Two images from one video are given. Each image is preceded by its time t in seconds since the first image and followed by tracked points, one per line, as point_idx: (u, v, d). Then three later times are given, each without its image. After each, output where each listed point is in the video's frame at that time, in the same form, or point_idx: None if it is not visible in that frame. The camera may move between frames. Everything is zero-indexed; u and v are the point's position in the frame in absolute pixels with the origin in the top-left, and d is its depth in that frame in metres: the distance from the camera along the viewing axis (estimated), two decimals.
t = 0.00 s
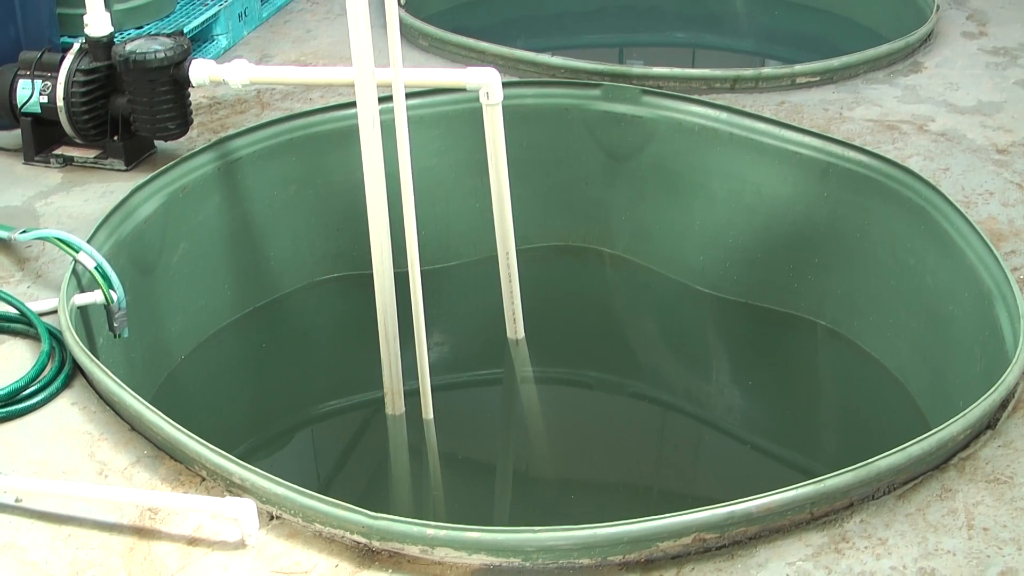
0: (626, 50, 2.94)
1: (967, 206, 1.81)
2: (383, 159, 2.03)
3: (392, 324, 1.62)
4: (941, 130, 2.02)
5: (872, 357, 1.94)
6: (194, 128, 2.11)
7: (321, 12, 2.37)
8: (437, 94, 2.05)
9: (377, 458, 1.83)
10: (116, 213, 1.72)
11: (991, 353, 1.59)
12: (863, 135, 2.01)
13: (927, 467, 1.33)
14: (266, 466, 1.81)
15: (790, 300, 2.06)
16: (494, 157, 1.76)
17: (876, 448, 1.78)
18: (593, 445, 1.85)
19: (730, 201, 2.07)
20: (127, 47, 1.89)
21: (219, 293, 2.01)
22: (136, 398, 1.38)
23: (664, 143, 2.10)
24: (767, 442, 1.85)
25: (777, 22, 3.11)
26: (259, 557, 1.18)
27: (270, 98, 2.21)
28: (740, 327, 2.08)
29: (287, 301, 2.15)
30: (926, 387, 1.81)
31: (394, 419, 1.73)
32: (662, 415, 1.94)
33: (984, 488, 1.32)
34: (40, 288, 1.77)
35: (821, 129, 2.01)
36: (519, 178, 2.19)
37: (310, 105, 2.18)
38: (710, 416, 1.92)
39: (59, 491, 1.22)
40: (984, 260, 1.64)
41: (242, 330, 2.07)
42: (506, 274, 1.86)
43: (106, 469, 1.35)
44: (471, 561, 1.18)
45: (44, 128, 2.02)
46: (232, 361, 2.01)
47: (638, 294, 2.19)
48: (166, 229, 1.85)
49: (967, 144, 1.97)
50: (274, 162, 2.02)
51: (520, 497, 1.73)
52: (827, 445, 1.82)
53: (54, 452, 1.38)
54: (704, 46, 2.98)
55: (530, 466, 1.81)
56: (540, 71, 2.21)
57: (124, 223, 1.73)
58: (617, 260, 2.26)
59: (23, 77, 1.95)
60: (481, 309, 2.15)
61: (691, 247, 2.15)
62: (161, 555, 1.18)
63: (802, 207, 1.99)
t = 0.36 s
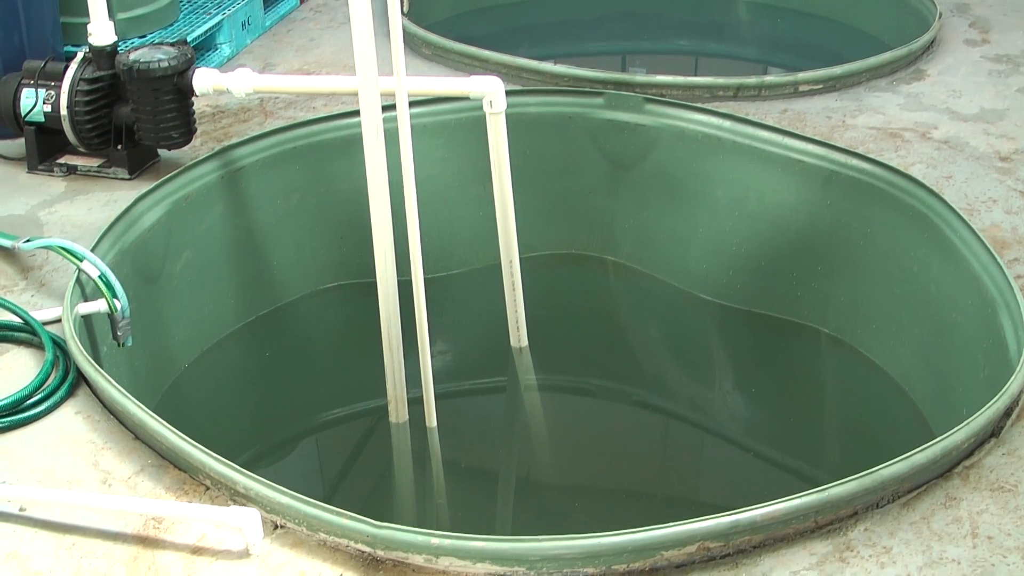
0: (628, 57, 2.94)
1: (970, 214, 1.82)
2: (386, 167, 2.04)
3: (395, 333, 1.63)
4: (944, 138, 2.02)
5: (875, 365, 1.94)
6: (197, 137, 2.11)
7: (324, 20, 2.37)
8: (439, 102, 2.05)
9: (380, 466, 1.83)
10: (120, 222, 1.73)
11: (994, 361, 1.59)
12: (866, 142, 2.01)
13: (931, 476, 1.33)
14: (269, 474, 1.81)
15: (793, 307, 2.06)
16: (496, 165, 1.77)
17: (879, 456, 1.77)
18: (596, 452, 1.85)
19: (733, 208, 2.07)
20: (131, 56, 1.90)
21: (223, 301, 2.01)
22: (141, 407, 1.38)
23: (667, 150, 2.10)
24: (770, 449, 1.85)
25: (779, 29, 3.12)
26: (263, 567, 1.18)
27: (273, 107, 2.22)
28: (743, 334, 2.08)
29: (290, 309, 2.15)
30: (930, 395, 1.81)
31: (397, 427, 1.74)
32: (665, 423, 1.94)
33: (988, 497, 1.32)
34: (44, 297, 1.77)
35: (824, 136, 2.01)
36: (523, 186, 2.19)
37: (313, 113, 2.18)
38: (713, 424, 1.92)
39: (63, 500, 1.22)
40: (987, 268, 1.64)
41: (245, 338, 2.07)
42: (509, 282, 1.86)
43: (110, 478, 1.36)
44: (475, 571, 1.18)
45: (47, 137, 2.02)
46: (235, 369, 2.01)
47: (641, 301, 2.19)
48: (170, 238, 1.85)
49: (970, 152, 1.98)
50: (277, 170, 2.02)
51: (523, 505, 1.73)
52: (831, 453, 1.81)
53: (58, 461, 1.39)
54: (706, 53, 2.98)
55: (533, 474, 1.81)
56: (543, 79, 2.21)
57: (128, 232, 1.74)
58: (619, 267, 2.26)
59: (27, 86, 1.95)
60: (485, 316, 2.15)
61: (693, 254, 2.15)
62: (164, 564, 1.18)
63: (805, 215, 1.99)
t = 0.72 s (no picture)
0: (625, 61, 2.94)
1: (967, 217, 1.82)
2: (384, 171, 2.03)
3: (394, 337, 1.63)
4: (941, 141, 2.02)
5: (873, 368, 1.95)
6: (195, 142, 2.11)
7: (322, 24, 2.37)
8: (436, 106, 2.05)
9: (379, 471, 1.83)
10: (117, 227, 1.73)
11: (992, 363, 1.60)
12: (863, 145, 2.01)
13: (931, 479, 1.33)
14: (267, 479, 1.81)
15: (791, 310, 2.06)
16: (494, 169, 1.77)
17: (877, 458, 1.78)
18: (594, 456, 1.85)
19: (731, 211, 2.07)
20: (128, 61, 1.89)
21: (220, 306, 2.01)
22: (139, 413, 1.38)
23: (665, 154, 2.10)
24: (768, 452, 1.85)
25: (776, 32, 3.12)
26: (262, 572, 1.18)
27: (270, 111, 2.21)
28: (741, 337, 2.08)
29: (288, 313, 2.15)
30: (928, 397, 1.81)
31: (396, 432, 1.73)
32: (664, 427, 1.94)
33: (987, 499, 1.32)
34: (41, 302, 1.77)
35: (821, 140, 2.01)
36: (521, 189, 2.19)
37: (310, 118, 2.18)
38: (711, 427, 1.92)
39: (61, 506, 1.22)
40: (984, 271, 1.64)
41: (243, 343, 2.06)
42: (507, 286, 1.86)
43: (108, 484, 1.35)
44: None
45: (44, 142, 2.02)
46: (233, 374, 2.01)
47: (639, 305, 2.19)
48: (167, 242, 1.85)
49: (967, 154, 1.98)
50: (275, 175, 2.02)
51: (522, 509, 1.73)
52: (829, 456, 1.82)
53: (56, 467, 1.38)
54: (702, 56, 2.98)
55: (532, 478, 1.81)
56: (540, 83, 2.21)
57: (125, 237, 1.74)
58: (617, 271, 2.25)
59: (24, 91, 1.95)
60: (483, 320, 2.15)
61: (691, 257, 2.15)
62: (163, 570, 1.18)
63: (802, 217, 1.99)
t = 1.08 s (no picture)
0: (619, 65, 2.95)
1: (960, 223, 1.83)
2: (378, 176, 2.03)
3: (386, 341, 1.64)
4: (934, 147, 2.02)
5: (866, 374, 1.95)
6: (189, 145, 2.11)
7: (316, 28, 2.37)
8: (430, 111, 2.05)
9: (372, 476, 1.83)
10: (111, 231, 1.73)
11: (984, 370, 1.60)
12: (857, 151, 2.01)
13: (923, 486, 1.33)
14: (260, 484, 1.80)
15: (784, 316, 2.06)
16: (488, 175, 1.78)
17: (870, 464, 1.78)
18: (587, 461, 1.85)
19: (725, 217, 2.07)
20: (122, 65, 1.89)
21: (213, 310, 2.01)
22: (131, 417, 1.38)
23: (659, 159, 2.11)
24: (761, 458, 1.85)
25: (770, 37, 3.12)
26: None
27: (264, 115, 2.21)
28: (735, 342, 2.08)
29: (281, 317, 2.15)
30: (920, 403, 1.81)
31: (389, 437, 1.74)
32: (657, 432, 1.94)
33: (979, 507, 1.32)
34: (35, 306, 1.77)
35: (815, 145, 2.01)
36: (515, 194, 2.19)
37: (304, 122, 2.18)
38: (705, 433, 1.92)
39: (53, 510, 1.22)
40: (977, 277, 1.65)
41: (236, 347, 2.06)
42: (501, 291, 1.87)
43: (101, 488, 1.36)
44: None
45: (38, 145, 2.02)
46: (226, 378, 2.01)
47: (632, 309, 2.19)
48: (161, 246, 1.85)
49: (960, 160, 1.98)
50: (269, 179, 2.02)
51: (515, 514, 1.73)
52: (823, 462, 1.82)
53: (49, 471, 1.38)
54: (697, 61, 2.98)
55: (524, 482, 1.81)
56: (534, 88, 2.21)
57: (119, 241, 1.74)
58: (611, 276, 2.25)
59: (18, 94, 1.95)
60: (476, 324, 2.15)
61: (685, 262, 2.15)
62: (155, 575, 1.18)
63: (796, 223, 2.00)
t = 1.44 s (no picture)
0: (617, 79, 2.96)
1: (958, 239, 1.83)
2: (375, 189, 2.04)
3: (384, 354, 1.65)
4: (932, 162, 2.03)
5: (862, 388, 1.95)
6: (186, 157, 2.11)
7: (314, 41, 2.37)
8: (428, 124, 2.05)
9: (368, 489, 1.82)
10: (108, 243, 1.73)
11: (981, 386, 1.60)
12: (854, 166, 2.01)
13: (919, 502, 1.33)
14: (256, 497, 1.80)
15: (781, 330, 2.06)
16: (486, 189, 1.79)
17: (867, 479, 1.78)
18: (583, 475, 1.85)
19: (722, 230, 2.08)
20: (120, 77, 1.89)
21: (210, 322, 2.01)
22: (128, 430, 1.38)
23: (656, 173, 2.11)
24: (757, 472, 1.85)
25: (768, 51, 3.12)
26: None
27: (262, 127, 2.22)
28: (731, 356, 2.08)
29: (278, 329, 2.15)
30: (916, 418, 1.81)
31: (386, 450, 1.74)
32: (653, 446, 1.94)
33: (975, 523, 1.32)
34: (32, 317, 1.77)
35: (812, 160, 2.02)
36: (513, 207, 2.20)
37: (302, 135, 2.18)
38: (701, 447, 1.92)
39: (49, 523, 1.22)
40: (974, 292, 1.65)
41: (233, 359, 2.06)
42: (498, 305, 1.87)
43: (96, 501, 1.36)
44: None
45: (36, 157, 2.02)
46: (222, 390, 2.00)
47: (629, 322, 2.19)
48: (158, 258, 1.85)
49: (957, 176, 1.99)
50: (266, 192, 2.03)
51: (511, 528, 1.73)
52: (819, 476, 1.82)
53: (45, 483, 1.38)
54: (695, 75, 2.99)
55: (521, 496, 1.81)
56: (532, 102, 2.21)
57: (117, 252, 1.74)
58: (608, 289, 2.25)
59: (17, 106, 1.95)
60: (473, 337, 2.15)
61: (682, 275, 2.15)
62: None
63: (792, 238, 2.00)
